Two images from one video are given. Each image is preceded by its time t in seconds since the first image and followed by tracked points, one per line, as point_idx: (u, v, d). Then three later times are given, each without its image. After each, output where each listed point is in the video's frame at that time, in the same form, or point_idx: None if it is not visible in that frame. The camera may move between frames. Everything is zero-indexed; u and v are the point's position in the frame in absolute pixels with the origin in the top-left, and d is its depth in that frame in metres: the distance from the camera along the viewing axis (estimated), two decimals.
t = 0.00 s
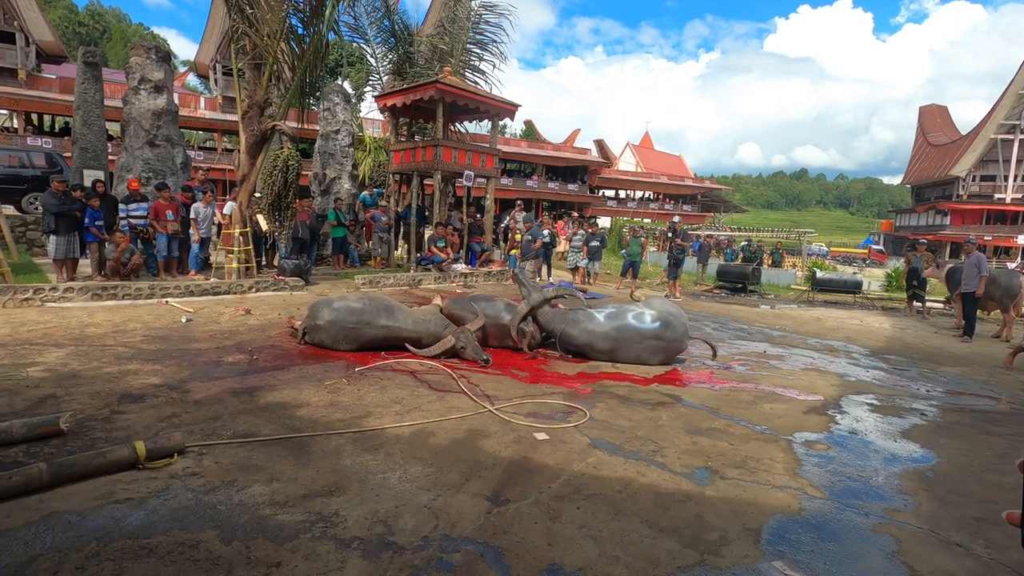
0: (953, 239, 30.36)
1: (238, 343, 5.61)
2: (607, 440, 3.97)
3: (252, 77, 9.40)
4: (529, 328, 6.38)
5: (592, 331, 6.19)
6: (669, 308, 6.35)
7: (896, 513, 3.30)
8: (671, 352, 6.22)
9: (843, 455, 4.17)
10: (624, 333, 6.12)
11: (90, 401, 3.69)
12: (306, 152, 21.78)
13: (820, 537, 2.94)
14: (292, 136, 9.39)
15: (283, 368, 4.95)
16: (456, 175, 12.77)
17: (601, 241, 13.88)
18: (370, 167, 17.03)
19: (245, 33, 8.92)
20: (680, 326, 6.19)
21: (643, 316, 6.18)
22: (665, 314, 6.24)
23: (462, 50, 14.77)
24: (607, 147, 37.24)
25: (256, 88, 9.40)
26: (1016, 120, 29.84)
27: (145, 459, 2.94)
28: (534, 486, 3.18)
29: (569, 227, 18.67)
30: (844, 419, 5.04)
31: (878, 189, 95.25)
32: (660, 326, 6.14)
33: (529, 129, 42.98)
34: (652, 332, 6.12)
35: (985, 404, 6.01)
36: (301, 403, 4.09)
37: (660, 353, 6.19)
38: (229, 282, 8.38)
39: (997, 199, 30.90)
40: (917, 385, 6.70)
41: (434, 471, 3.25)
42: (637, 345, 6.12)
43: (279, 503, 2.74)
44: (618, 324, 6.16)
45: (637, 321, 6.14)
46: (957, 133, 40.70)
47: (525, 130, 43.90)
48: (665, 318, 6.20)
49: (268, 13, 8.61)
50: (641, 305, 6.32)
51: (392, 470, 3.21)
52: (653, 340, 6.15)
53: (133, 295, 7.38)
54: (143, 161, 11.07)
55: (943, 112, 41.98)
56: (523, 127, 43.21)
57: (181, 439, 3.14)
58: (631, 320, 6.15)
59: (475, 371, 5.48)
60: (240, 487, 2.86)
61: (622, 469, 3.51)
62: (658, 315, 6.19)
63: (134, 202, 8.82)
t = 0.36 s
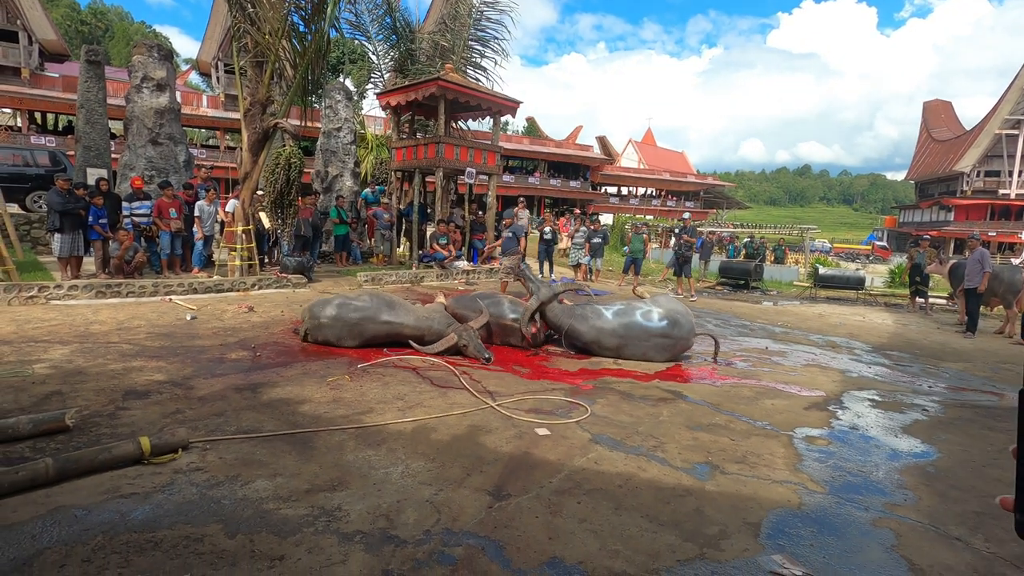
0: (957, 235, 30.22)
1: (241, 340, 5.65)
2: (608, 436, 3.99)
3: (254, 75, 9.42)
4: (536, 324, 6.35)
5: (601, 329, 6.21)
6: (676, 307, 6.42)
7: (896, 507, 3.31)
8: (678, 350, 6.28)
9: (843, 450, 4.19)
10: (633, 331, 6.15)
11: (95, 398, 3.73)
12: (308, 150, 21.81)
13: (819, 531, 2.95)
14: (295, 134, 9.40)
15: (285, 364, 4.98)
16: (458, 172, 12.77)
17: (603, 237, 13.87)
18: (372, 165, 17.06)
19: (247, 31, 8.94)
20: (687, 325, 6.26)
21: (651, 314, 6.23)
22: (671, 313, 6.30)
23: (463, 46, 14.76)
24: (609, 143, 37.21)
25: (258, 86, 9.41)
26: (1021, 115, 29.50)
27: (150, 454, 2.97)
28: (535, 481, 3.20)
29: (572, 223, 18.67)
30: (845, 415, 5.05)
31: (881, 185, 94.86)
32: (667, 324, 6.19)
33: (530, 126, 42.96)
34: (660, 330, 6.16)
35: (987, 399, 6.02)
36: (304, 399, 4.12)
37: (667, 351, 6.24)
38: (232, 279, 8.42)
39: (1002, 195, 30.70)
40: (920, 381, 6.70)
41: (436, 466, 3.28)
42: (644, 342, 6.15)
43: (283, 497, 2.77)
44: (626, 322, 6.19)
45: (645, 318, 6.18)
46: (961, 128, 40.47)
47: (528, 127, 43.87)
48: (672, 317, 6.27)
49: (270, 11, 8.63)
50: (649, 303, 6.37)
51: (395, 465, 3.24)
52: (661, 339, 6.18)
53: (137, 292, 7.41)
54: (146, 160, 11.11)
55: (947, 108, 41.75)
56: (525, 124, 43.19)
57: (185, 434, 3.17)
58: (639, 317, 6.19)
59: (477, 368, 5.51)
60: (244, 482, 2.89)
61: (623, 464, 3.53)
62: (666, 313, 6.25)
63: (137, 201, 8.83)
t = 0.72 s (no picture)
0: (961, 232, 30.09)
1: (245, 339, 5.68)
2: (609, 433, 4.01)
3: (256, 75, 9.45)
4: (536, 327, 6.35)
5: (602, 330, 6.22)
6: (677, 306, 6.40)
7: (896, 503, 3.32)
8: (678, 350, 6.31)
9: (845, 447, 4.20)
10: (634, 333, 6.16)
11: (101, 396, 3.76)
12: (311, 149, 21.85)
13: (820, 526, 2.97)
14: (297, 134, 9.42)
15: (289, 363, 5.00)
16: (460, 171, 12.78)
17: (605, 236, 13.86)
18: (374, 164, 17.10)
19: (249, 31, 8.96)
20: (689, 325, 6.27)
21: (652, 315, 6.22)
22: (673, 313, 6.29)
23: (465, 45, 14.77)
24: (611, 142, 37.16)
25: (260, 85, 9.43)
26: None
27: (155, 451, 3.00)
28: (537, 478, 3.22)
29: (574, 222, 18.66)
30: (847, 412, 5.05)
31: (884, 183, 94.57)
32: (669, 325, 6.20)
33: (532, 124, 42.94)
34: (662, 331, 6.17)
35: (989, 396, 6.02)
36: (307, 397, 4.15)
37: (666, 351, 6.26)
38: (235, 278, 8.46)
39: (1006, 192, 30.53)
40: (922, 378, 6.70)
41: (438, 463, 3.30)
42: (645, 344, 6.17)
43: (287, 494, 2.80)
44: (626, 323, 6.19)
45: (647, 320, 6.18)
46: (965, 126, 40.30)
47: (530, 126, 43.83)
48: (674, 317, 6.26)
49: (272, 11, 8.65)
50: (650, 303, 6.35)
51: (397, 462, 3.26)
52: (661, 339, 6.20)
53: (141, 291, 7.46)
54: (150, 160, 11.15)
55: (950, 105, 41.57)
56: (527, 122, 43.12)
57: (190, 432, 3.20)
58: (640, 319, 6.19)
59: (479, 366, 5.53)
60: (249, 479, 2.91)
61: (625, 461, 3.55)
62: (667, 314, 6.24)
63: (141, 201, 8.90)
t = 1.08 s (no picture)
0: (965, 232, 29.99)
1: (247, 338, 5.69)
2: (612, 431, 4.01)
3: (259, 75, 9.46)
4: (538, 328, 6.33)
5: (602, 331, 6.21)
6: (677, 305, 6.42)
7: (899, 501, 3.32)
8: (679, 348, 6.31)
9: (847, 445, 4.19)
10: (634, 332, 6.16)
11: (104, 394, 3.77)
12: (313, 149, 21.88)
13: (823, 524, 2.97)
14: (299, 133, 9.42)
15: (291, 361, 5.02)
16: (462, 171, 12.78)
17: (607, 235, 13.87)
18: (376, 164, 17.11)
19: (251, 30, 8.97)
20: (689, 324, 6.27)
21: (653, 314, 6.22)
22: (672, 312, 6.30)
23: (467, 45, 14.78)
24: (612, 142, 37.11)
25: (263, 85, 9.44)
26: None
27: (159, 449, 3.01)
28: (539, 476, 3.23)
29: (575, 222, 18.67)
30: (849, 411, 5.04)
31: (887, 182, 94.35)
32: (669, 324, 6.21)
33: (534, 124, 42.94)
34: (662, 330, 6.18)
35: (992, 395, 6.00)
36: (310, 395, 4.16)
37: (667, 350, 6.26)
38: (238, 278, 8.48)
39: (1009, 191, 30.41)
40: (925, 377, 6.69)
41: (441, 460, 3.31)
42: (646, 343, 6.17)
43: (290, 491, 2.80)
44: (627, 322, 6.19)
45: (647, 319, 6.18)
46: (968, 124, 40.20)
47: (532, 126, 43.83)
48: (674, 316, 6.27)
49: (274, 11, 8.65)
50: (651, 302, 6.34)
51: (400, 460, 3.26)
52: (662, 339, 6.21)
53: (144, 291, 7.48)
54: (152, 160, 11.17)
55: (953, 104, 41.44)
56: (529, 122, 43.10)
57: (193, 429, 3.21)
58: (640, 318, 6.19)
59: (481, 365, 5.54)
60: (252, 476, 2.92)
61: (627, 459, 3.55)
62: (667, 313, 6.24)
63: (144, 201, 8.92)
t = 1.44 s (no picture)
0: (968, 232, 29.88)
1: (249, 338, 5.71)
2: (613, 432, 4.01)
3: (261, 76, 9.48)
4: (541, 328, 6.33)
5: (605, 330, 6.21)
6: (678, 305, 6.44)
7: (901, 502, 3.31)
8: (682, 347, 6.30)
9: (849, 446, 4.18)
10: (637, 331, 6.16)
11: (107, 394, 3.79)
12: (315, 150, 21.92)
13: (824, 525, 2.96)
14: (301, 134, 9.44)
15: (293, 362, 5.03)
16: (464, 171, 12.80)
17: (609, 236, 13.88)
18: (378, 165, 17.13)
19: (254, 32, 8.99)
20: (690, 323, 6.28)
21: (655, 313, 6.23)
22: (674, 311, 6.31)
23: (469, 46, 14.79)
24: (614, 143, 37.10)
25: (265, 86, 9.46)
26: None
27: (161, 449, 3.02)
28: (541, 476, 3.23)
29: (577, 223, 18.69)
30: (851, 412, 5.03)
31: (890, 183, 94.14)
32: (671, 323, 6.21)
33: (536, 126, 42.96)
34: (665, 329, 6.18)
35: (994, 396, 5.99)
36: (312, 395, 4.17)
37: (670, 349, 6.26)
38: (240, 279, 8.49)
39: (1013, 191, 30.30)
40: (927, 378, 6.68)
41: (442, 461, 3.31)
42: (649, 342, 6.16)
43: (292, 491, 2.81)
44: (629, 322, 6.19)
45: (649, 318, 6.18)
46: (971, 125, 40.09)
47: (534, 126, 43.77)
48: (675, 315, 6.28)
49: (276, 12, 8.67)
50: (653, 301, 6.35)
51: (401, 460, 3.27)
52: (664, 338, 6.20)
53: (147, 292, 7.49)
54: (155, 161, 11.21)
55: (956, 104, 41.33)
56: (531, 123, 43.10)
57: (196, 429, 3.22)
58: (643, 317, 6.19)
59: (483, 365, 5.54)
60: (254, 476, 2.93)
61: (628, 460, 3.55)
62: (669, 312, 6.25)
63: (147, 201, 8.94)
